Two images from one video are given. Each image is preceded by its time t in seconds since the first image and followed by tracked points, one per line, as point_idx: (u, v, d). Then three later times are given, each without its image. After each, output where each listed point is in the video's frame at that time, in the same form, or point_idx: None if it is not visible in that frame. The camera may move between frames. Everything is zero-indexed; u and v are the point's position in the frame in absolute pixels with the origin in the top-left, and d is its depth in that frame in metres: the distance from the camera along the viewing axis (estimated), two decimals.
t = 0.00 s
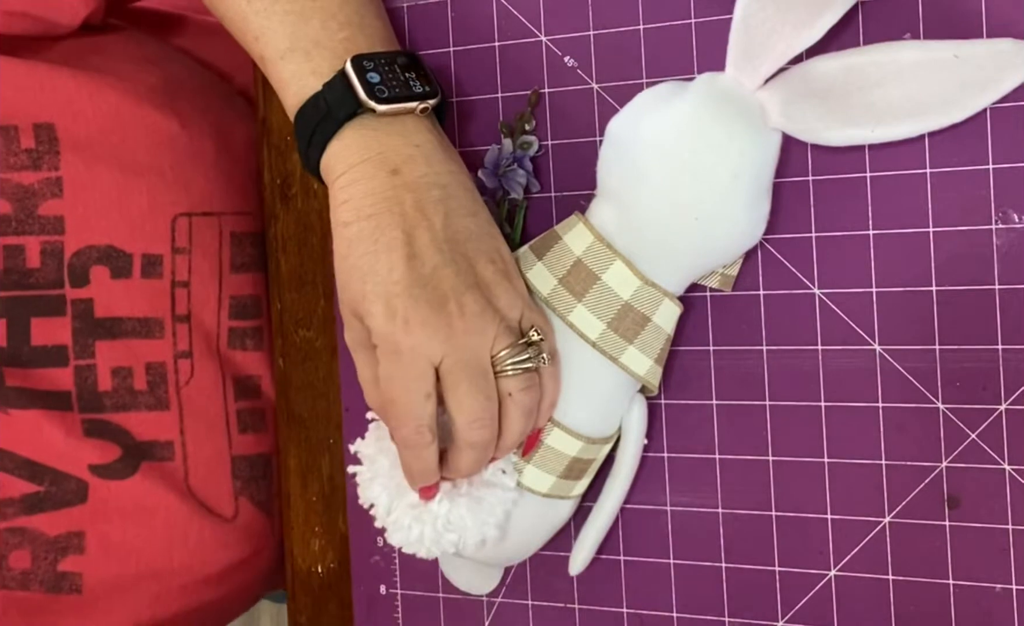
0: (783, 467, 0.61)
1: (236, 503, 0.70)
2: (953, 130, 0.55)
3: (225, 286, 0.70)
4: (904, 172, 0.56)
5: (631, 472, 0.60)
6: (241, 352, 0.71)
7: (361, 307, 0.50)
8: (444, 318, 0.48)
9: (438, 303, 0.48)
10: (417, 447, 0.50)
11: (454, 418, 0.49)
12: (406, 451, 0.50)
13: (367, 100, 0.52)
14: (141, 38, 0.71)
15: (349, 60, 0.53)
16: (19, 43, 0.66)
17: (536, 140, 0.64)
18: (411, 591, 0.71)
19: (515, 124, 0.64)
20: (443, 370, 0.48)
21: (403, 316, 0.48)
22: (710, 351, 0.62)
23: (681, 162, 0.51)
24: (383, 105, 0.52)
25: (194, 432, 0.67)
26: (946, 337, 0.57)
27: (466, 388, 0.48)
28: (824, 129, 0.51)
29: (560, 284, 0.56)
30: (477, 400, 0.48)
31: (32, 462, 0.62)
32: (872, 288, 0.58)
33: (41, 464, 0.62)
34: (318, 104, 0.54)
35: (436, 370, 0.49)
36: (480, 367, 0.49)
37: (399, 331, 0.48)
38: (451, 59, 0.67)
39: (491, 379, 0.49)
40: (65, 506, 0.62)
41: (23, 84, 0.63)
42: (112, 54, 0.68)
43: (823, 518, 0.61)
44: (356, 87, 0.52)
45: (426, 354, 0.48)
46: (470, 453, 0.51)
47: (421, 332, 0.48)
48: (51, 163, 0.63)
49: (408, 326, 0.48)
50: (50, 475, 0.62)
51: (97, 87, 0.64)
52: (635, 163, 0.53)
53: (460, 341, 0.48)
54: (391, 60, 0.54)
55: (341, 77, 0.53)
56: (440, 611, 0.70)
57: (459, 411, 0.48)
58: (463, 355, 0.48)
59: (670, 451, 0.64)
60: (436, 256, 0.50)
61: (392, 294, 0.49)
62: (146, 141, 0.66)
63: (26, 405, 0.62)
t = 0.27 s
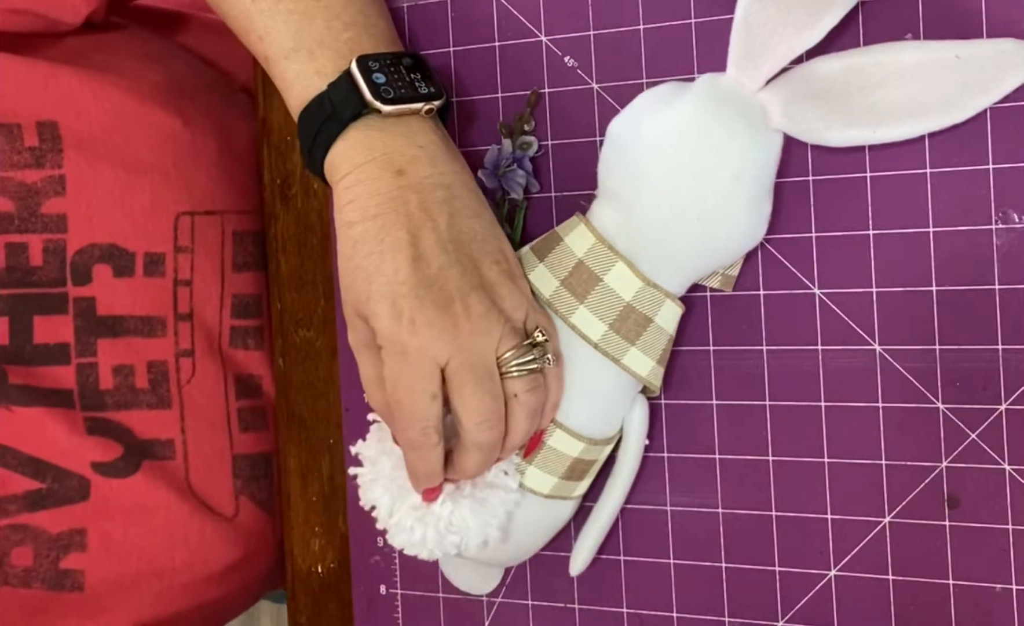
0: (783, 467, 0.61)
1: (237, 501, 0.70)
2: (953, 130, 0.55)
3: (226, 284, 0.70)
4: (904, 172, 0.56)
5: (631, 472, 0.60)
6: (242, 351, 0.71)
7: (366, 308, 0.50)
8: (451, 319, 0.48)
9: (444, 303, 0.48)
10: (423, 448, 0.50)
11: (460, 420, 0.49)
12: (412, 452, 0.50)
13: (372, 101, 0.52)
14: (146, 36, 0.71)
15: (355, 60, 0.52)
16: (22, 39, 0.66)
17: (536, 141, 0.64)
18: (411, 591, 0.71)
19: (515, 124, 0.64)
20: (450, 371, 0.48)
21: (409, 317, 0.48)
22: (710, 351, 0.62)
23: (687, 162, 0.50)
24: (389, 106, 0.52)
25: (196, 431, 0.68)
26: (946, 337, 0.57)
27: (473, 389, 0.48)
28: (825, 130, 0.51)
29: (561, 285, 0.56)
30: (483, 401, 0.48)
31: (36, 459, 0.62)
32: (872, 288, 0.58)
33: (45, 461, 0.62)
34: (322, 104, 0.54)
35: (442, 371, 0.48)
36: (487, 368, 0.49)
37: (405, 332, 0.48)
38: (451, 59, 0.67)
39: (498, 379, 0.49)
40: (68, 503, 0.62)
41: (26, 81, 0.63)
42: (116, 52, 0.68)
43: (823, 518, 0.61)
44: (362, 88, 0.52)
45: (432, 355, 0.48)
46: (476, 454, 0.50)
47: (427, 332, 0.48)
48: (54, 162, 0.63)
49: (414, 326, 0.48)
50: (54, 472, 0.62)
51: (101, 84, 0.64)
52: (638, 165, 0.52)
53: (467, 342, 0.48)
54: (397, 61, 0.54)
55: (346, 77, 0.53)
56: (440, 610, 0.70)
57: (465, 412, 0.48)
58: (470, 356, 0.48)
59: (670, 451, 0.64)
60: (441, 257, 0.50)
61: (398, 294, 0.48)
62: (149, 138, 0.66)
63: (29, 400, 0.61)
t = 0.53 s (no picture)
0: (783, 467, 0.61)
1: (235, 503, 0.70)
2: (953, 130, 0.55)
3: (226, 287, 0.70)
4: (905, 172, 0.56)
5: (632, 471, 0.60)
6: (242, 353, 0.71)
7: (368, 306, 0.50)
8: (452, 317, 0.48)
9: (446, 302, 0.48)
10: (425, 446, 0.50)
11: (462, 418, 0.49)
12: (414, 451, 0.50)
13: (372, 100, 0.52)
14: (146, 38, 0.71)
15: (355, 59, 0.52)
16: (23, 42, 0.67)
17: (536, 141, 0.64)
18: (411, 591, 0.71)
19: (515, 124, 0.64)
20: (451, 369, 0.48)
21: (411, 315, 0.48)
22: (710, 351, 0.62)
23: (689, 161, 0.50)
24: (389, 104, 0.52)
25: (195, 432, 0.68)
26: (946, 336, 0.57)
27: (474, 387, 0.48)
28: (825, 130, 0.51)
29: (561, 285, 0.56)
30: (485, 399, 0.48)
31: (34, 461, 0.61)
32: (872, 288, 0.58)
33: (42, 462, 0.62)
34: (322, 102, 0.54)
35: (444, 369, 0.48)
36: (489, 366, 0.49)
37: (407, 331, 0.48)
38: (451, 59, 0.67)
39: (499, 378, 0.49)
40: (66, 504, 0.62)
41: (26, 83, 0.63)
42: (117, 53, 0.68)
43: (823, 518, 0.61)
44: (362, 87, 0.52)
45: (433, 353, 0.48)
46: (478, 453, 0.50)
47: (428, 330, 0.48)
48: (54, 165, 0.62)
49: (416, 324, 0.48)
50: (51, 473, 0.62)
51: (102, 87, 0.64)
52: (638, 164, 0.52)
53: (468, 340, 0.48)
54: (397, 60, 0.54)
55: (347, 76, 0.53)
56: (440, 610, 0.70)
57: (467, 410, 0.48)
58: (471, 354, 0.48)
59: (669, 451, 0.64)
60: (443, 255, 0.50)
61: (399, 292, 0.48)
62: (149, 142, 0.65)
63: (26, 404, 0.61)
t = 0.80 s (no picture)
0: (783, 467, 0.61)
1: (227, 519, 0.69)
2: (953, 130, 0.55)
3: (224, 302, 0.69)
4: (905, 172, 0.56)
5: (632, 471, 0.60)
6: (238, 369, 0.70)
7: (371, 305, 0.50)
8: (457, 317, 0.48)
9: (450, 301, 0.48)
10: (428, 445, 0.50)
11: (466, 418, 0.49)
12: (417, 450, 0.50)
13: (376, 100, 0.52)
14: (148, 48, 0.71)
15: (359, 60, 0.52)
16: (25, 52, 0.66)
17: (536, 141, 0.64)
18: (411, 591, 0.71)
19: (515, 124, 0.64)
20: (455, 369, 0.48)
21: (415, 314, 0.48)
22: (710, 352, 0.62)
23: (693, 160, 0.50)
24: (393, 105, 0.52)
25: (192, 449, 0.66)
26: (946, 337, 0.57)
27: (479, 387, 0.48)
28: (826, 131, 0.51)
29: (563, 286, 0.56)
30: (490, 399, 0.48)
31: (27, 469, 0.60)
32: (872, 288, 0.58)
33: (38, 471, 0.60)
34: (326, 102, 0.53)
35: (448, 369, 0.48)
36: (493, 366, 0.49)
37: (411, 330, 0.48)
38: (451, 59, 0.67)
39: (503, 378, 0.49)
40: (59, 512, 0.61)
41: (27, 95, 0.62)
42: (120, 63, 0.68)
43: (823, 518, 0.61)
44: (366, 87, 0.52)
45: (438, 353, 0.48)
46: (482, 452, 0.50)
47: (433, 330, 0.47)
48: (54, 180, 0.62)
49: (420, 324, 0.48)
50: (45, 481, 0.61)
51: (104, 100, 0.64)
52: (640, 164, 0.52)
53: (472, 340, 0.48)
54: (401, 61, 0.54)
55: (351, 76, 0.53)
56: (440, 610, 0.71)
57: (471, 410, 0.48)
58: (476, 354, 0.48)
59: (669, 451, 0.64)
60: (447, 254, 0.49)
61: (404, 292, 0.48)
62: (149, 157, 0.65)
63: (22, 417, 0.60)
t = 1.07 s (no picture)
0: (783, 466, 0.61)
1: (230, 514, 0.69)
2: (953, 130, 0.55)
3: (224, 297, 0.69)
4: (904, 172, 0.56)
5: (632, 471, 0.60)
6: (240, 364, 0.70)
7: (370, 304, 0.50)
8: (456, 315, 0.48)
9: (450, 300, 0.48)
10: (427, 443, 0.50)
11: (466, 416, 0.49)
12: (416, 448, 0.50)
13: (373, 99, 0.52)
14: (147, 48, 0.71)
15: (355, 58, 0.52)
16: (23, 51, 0.66)
17: (536, 141, 0.64)
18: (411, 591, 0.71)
19: (515, 124, 0.64)
20: (454, 367, 0.48)
21: (414, 313, 0.48)
22: (710, 352, 0.62)
23: (691, 160, 0.50)
24: (390, 103, 0.52)
25: (194, 444, 0.66)
26: (946, 336, 0.57)
27: (478, 385, 0.48)
28: (825, 131, 0.51)
29: (562, 285, 0.56)
30: (489, 397, 0.48)
31: (27, 469, 0.60)
32: (872, 288, 0.58)
33: (37, 470, 0.60)
34: (324, 102, 0.54)
35: (447, 367, 0.48)
36: (493, 364, 0.49)
37: (411, 329, 0.48)
38: (451, 59, 0.67)
39: (502, 376, 0.49)
40: (62, 511, 0.61)
41: (26, 93, 0.62)
42: (119, 60, 0.68)
43: (823, 518, 0.61)
44: (363, 86, 0.52)
45: (437, 351, 0.48)
46: (481, 450, 0.50)
47: (432, 328, 0.47)
48: (53, 177, 0.62)
49: (419, 322, 0.48)
50: (47, 480, 0.61)
51: (103, 98, 0.64)
52: (639, 163, 0.52)
53: (472, 338, 0.48)
54: (398, 59, 0.54)
55: (347, 75, 0.53)
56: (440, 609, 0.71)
57: (471, 408, 0.48)
58: (475, 353, 0.48)
59: (669, 451, 0.64)
60: (446, 253, 0.49)
61: (403, 290, 0.48)
62: (149, 154, 0.65)
63: (23, 415, 0.60)
